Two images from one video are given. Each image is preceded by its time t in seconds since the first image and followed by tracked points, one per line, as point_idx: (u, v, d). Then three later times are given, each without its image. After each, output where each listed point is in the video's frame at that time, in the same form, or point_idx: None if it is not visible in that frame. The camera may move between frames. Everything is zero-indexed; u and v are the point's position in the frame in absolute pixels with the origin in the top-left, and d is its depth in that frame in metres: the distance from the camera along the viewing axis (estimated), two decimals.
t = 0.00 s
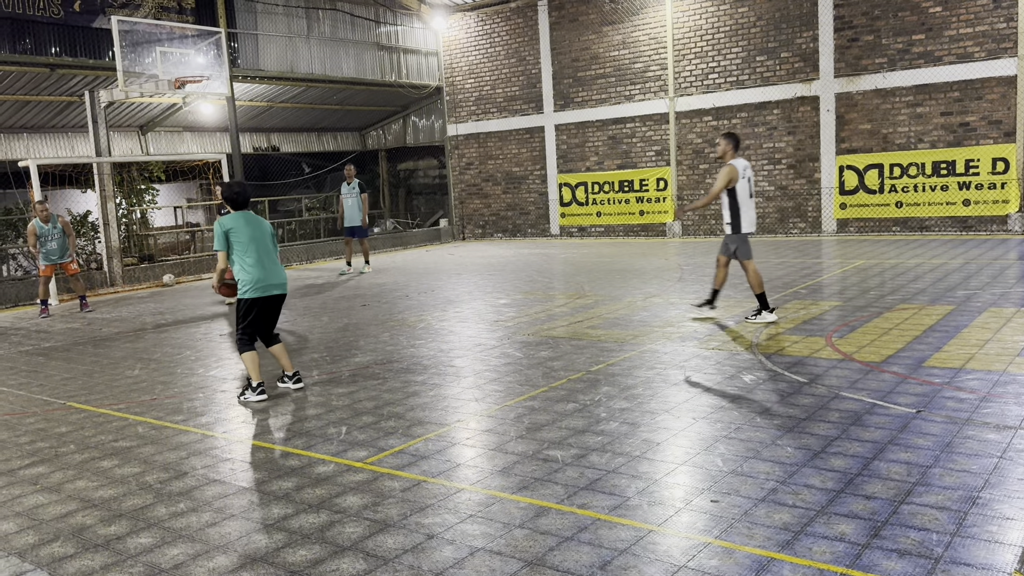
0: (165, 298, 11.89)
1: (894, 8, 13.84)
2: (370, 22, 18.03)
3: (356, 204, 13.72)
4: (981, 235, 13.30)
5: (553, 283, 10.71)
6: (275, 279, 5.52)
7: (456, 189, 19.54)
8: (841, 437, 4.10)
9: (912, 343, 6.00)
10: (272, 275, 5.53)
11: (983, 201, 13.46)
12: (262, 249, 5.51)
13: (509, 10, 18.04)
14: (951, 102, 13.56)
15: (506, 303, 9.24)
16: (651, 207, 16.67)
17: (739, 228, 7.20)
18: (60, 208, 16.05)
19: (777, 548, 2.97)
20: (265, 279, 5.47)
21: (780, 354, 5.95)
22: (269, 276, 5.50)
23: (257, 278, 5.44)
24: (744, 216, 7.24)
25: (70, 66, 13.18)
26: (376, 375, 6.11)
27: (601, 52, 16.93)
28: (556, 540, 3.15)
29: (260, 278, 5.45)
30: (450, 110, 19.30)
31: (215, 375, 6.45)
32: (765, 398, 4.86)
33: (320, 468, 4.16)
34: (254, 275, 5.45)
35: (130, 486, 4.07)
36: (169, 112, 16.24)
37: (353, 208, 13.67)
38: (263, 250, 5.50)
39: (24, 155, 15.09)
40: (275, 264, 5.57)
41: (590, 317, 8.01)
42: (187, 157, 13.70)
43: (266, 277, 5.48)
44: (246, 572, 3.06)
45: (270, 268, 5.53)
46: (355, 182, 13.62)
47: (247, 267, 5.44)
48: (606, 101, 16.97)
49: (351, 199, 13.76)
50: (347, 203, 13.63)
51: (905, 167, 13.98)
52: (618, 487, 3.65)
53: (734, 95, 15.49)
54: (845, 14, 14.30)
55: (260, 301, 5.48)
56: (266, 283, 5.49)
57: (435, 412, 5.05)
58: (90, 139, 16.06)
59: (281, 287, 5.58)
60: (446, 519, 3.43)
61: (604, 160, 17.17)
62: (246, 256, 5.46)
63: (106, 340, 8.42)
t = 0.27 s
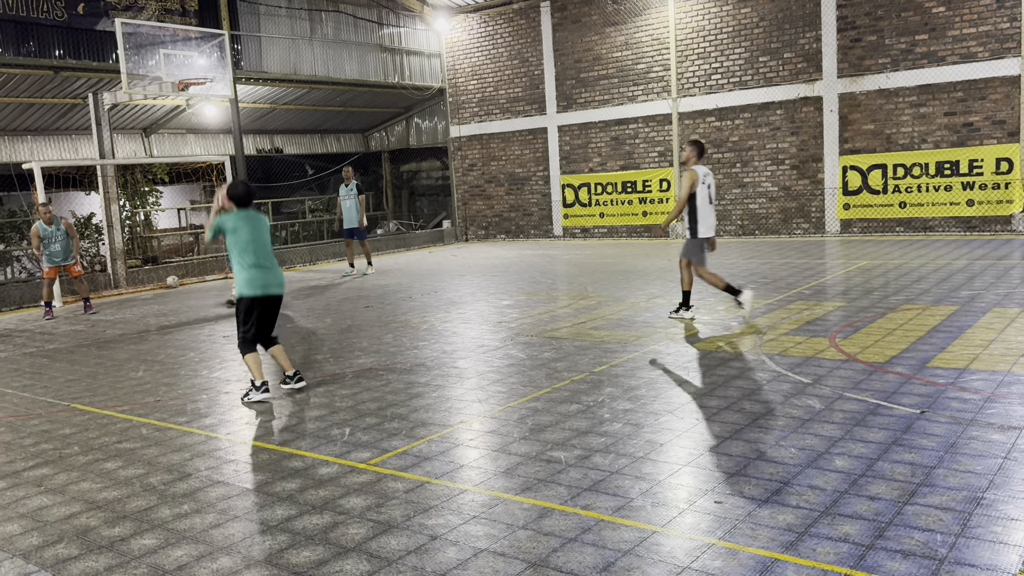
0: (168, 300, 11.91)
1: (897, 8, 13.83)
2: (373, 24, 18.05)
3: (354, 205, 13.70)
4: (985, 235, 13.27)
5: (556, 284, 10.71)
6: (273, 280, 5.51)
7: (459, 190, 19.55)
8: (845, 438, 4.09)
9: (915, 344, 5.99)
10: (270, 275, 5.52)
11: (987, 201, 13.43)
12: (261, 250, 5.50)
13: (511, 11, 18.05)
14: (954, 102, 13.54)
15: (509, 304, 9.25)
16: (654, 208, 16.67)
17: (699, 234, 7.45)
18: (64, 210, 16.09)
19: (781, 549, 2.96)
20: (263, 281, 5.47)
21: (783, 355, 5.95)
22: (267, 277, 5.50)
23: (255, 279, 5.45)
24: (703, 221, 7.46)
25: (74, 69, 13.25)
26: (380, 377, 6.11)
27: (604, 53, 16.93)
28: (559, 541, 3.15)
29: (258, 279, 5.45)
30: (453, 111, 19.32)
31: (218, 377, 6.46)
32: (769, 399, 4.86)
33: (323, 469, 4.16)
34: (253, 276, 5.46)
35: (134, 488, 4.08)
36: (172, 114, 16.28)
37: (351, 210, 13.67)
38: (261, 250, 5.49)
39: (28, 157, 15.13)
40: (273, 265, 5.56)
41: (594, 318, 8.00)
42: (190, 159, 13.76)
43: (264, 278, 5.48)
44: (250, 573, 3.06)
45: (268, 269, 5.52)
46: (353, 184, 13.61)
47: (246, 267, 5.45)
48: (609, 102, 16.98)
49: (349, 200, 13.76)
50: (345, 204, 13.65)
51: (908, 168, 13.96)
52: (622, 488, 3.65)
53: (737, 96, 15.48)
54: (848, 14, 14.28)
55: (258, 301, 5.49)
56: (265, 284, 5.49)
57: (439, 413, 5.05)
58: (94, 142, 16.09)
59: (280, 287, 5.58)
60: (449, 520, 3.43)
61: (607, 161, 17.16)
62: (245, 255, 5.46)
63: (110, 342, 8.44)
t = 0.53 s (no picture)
0: (173, 301, 11.94)
1: (902, 8, 13.80)
2: (377, 26, 18.07)
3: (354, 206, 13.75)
4: (990, 236, 13.25)
5: (560, 285, 10.71)
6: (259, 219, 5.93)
7: (463, 191, 19.57)
8: (849, 439, 4.08)
9: (920, 344, 5.98)
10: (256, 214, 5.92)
11: (991, 202, 13.42)
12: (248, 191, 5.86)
13: (514, 12, 18.05)
14: (958, 102, 13.51)
15: (512, 305, 9.25)
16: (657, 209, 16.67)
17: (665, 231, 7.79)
18: (69, 212, 16.11)
19: (785, 550, 2.96)
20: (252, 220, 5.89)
21: (788, 356, 5.94)
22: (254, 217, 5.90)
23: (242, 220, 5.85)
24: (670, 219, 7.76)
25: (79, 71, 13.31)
26: (383, 378, 6.11)
27: (607, 54, 16.92)
28: (563, 543, 3.15)
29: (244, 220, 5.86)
30: (456, 113, 19.33)
31: (222, 378, 6.47)
32: (773, 400, 4.85)
33: (327, 471, 4.16)
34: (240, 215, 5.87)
35: (138, 489, 4.09)
36: (176, 116, 16.31)
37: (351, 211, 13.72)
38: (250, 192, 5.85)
39: (33, 159, 15.17)
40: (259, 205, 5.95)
41: (598, 319, 8.00)
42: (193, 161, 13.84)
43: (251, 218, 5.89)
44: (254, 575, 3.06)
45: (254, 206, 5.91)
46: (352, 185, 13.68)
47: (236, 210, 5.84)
48: (612, 103, 16.97)
49: (349, 201, 13.84)
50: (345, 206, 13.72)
51: (913, 168, 13.93)
52: (626, 490, 3.64)
53: (741, 96, 15.47)
54: (852, 15, 14.25)
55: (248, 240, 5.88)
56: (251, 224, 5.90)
57: (443, 414, 5.05)
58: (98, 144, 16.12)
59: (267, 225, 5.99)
60: (453, 521, 3.43)
61: (610, 161, 17.16)
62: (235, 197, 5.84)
63: (115, 343, 8.45)
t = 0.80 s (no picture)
0: (176, 303, 11.96)
1: (905, 9, 13.78)
2: (380, 28, 18.10)
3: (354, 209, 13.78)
4: (994, 237, 13.21)
5: (563, 287, 10.72)
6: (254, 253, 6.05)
7: (466, 193, 19.59)
8: (853, 441, 4.08)
9: (923, 346, 5.97)
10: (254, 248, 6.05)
11: (995, 203, 13.38)
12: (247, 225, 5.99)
13: (518, 14, 18.06)
14: (962, 104, 13.49)
15: (516, 307, 9.26)
16: (660, 210, 16.67)
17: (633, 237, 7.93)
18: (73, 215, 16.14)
19: (789, 552, 2.96)
20: (249, 253, 6.04)
21: (791, 358, 5.93)
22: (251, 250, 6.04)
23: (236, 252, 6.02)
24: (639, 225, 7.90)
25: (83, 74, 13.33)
26: (386, 380, 6.12)
27: (610, 56, 16.93)
28: (566, 545, 3.15)
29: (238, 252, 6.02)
30: (459, 115, 19.36)
31: (226, 380, 6.48)
32: (776, 402, 4.84)
33: (331, 473, 4.17)
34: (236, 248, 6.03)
35: (143, 491, 4.10)
36: (180, 119, 16.34)
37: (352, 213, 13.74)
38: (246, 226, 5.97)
39: (38, 162, 15.22)
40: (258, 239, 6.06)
41: (601, 321, 8.00)
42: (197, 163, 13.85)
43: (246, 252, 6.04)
44: None
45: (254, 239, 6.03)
46: (353, 187, 13.73)
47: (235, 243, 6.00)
48: (616, 105, 16.97)
49: (349, 204, 13.88)
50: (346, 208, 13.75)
51: (916, 170, 13.91)
52: (629, 491, 3.64)
53: (744, 98, 15.47)
54: (855, 16, 14.24)
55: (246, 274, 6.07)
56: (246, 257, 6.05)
57: (446, 416, 5.06)
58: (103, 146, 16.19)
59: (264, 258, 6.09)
60: (457, 523, 3.43)
61: (614, 163, 17.15)
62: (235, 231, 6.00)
63: (119, 345, 8.47)
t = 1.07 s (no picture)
0: (181, 306, 11.98)
1: (909, 11, 13.76)
2: (384, 31, 18.14)
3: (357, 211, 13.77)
4: (999, 239, 13.17)
5: (567, 289, 10.72)
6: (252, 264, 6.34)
7: (470, 196, 19.60)
8: (859, 443, 4.07)
9: (929, 348, 5.96)
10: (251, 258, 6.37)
11: (1000, 204, 13.33)
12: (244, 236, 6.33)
13: (521, 17, 18.08)
14: (967, 105, 13.47)
15: (520, 309, 9.26)
16: (664, 212, 16.65)
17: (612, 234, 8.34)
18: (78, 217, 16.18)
19: (794, 555, 2.95)
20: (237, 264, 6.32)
21: (796, 360, 5.92)
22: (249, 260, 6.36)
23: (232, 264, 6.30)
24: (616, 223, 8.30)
25: (89, 77, 13.37)
26: (391, 382, 6.12)
27: (614, 58, 16.93)
28: (571, 547, 3.14)
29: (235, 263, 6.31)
30: (463, 117, 19.38)
31: (231, 382, 6.49)
32: (782, 404, 4.83)
33: (336, 475, 4.17)
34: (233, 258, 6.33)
35: (148, 493, 4.10)
36: (185, 121, 16.39)
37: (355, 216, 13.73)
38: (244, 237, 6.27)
39: (43, 164, 15.27)
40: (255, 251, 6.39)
41: (605, 323, 7.99)
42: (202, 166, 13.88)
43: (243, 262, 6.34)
44: None
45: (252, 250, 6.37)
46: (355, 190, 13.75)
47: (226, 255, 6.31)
48: (619, 107, 16.97)
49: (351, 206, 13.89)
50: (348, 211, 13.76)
51: (921, 171, 13.88)
52: (634, 494, 3.64)
53: (748, 100, 15.46)
54: (859, 18, 14.23)
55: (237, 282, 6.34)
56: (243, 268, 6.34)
57: (451, 418, 5.06)
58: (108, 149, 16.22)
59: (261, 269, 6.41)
60: (461, 525, 3.43)
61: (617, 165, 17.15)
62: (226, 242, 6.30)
63: (125, 348, 8.49)
